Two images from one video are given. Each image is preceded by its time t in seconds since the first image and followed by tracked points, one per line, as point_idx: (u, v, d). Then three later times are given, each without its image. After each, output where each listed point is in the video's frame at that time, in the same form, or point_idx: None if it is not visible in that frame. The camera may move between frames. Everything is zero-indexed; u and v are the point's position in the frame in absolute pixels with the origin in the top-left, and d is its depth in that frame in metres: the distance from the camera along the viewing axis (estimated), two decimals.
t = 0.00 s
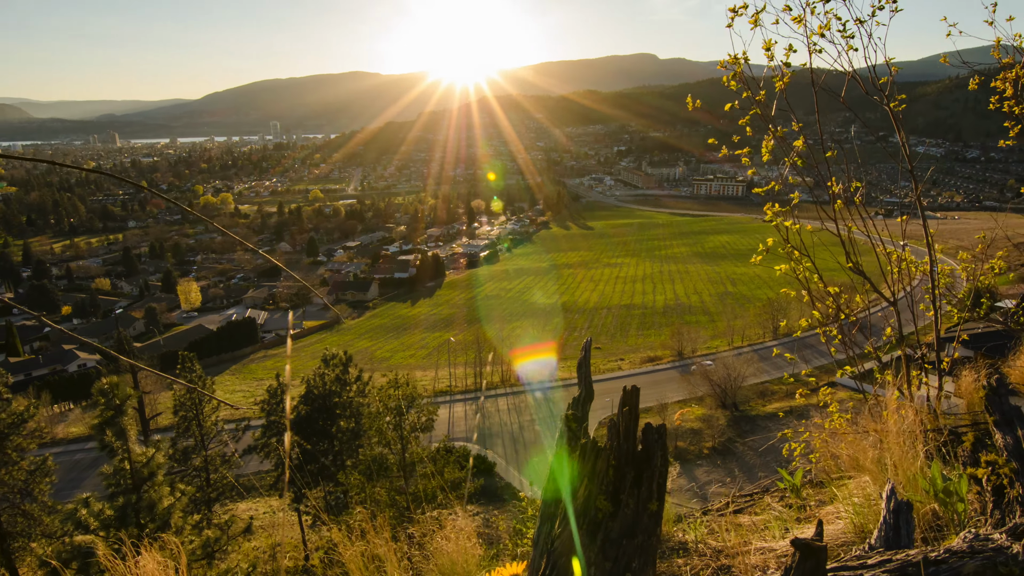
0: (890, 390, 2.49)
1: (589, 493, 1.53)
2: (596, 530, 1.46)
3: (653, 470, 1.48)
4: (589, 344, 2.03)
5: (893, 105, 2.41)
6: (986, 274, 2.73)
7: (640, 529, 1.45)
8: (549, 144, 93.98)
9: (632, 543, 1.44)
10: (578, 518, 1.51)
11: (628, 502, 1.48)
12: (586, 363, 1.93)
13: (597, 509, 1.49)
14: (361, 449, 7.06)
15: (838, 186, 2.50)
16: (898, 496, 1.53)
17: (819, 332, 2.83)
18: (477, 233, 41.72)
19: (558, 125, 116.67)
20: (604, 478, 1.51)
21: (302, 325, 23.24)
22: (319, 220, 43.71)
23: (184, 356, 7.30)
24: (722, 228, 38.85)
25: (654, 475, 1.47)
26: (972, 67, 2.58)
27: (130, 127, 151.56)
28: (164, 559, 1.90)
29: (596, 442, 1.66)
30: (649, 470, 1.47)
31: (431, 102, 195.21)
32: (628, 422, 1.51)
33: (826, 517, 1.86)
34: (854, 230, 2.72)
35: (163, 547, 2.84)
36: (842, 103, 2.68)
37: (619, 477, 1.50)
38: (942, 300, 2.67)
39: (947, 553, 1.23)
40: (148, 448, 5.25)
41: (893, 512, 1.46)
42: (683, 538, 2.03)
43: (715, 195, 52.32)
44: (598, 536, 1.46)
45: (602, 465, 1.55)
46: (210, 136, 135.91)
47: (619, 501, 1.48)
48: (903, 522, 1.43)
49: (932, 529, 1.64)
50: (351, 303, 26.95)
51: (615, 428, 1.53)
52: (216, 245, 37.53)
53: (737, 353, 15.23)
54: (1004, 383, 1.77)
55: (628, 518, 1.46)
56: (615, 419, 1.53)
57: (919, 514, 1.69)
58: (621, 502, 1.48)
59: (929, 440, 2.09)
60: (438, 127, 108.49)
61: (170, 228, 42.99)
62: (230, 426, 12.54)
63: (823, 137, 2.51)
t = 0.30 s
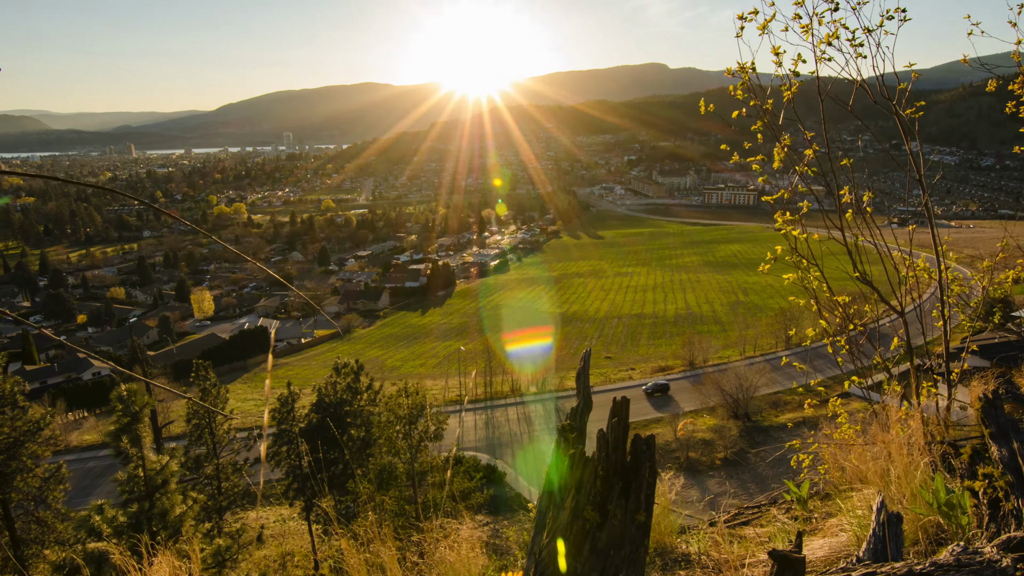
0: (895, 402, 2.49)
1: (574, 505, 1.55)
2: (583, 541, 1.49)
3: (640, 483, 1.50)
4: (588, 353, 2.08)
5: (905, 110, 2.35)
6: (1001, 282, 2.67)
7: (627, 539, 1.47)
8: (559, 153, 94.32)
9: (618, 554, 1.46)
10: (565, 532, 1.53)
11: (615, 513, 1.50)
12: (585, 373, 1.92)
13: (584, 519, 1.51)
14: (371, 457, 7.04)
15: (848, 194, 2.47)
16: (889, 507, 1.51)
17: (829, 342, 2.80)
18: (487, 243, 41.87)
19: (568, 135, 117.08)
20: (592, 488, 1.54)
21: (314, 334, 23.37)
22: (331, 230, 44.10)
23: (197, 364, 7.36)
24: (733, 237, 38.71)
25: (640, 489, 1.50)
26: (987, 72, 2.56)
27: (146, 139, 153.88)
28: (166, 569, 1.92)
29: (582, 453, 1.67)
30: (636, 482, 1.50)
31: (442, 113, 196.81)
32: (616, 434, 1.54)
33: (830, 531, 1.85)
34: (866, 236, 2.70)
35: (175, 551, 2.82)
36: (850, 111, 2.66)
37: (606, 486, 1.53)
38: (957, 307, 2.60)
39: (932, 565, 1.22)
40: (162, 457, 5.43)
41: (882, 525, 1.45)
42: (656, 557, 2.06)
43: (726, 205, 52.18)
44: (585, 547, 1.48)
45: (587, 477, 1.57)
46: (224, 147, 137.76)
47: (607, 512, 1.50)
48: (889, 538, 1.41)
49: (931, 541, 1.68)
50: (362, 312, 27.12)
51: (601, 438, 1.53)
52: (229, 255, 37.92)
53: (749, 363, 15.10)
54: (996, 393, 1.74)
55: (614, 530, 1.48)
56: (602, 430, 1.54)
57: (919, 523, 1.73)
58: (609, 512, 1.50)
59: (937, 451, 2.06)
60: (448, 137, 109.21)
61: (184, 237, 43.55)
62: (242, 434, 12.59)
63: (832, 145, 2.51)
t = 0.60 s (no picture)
0: (901, 412, 2.47)
1: (563, 512, 1.76)
2: (572, 551, 1.69)
3: (627, 493, 1.71)
4: (588, 363, 2.21)
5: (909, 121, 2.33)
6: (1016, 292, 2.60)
7: (614, 549, 1.67)
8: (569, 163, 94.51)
9: (604, 562, 1.66)
10: (555, 536, 1.73)
11: (603, 523, 1.69)
12: (583, 385, 2.15)
13: (571, 528, 1.71)
14: (381, 467, 7.00)
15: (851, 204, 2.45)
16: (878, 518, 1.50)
17: (836, 354, 2.78)
18: (498, 252, 41.97)
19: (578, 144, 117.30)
20: (582, 499, 1.73)
21: (325, 343, 23.51)
22: (342, 239, 44.41)
23: (209, 374, 7.40)
24: (745, 247, 38.49)
25: (627, 499, 1.70)
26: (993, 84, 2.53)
27: (164, 149, 156.25)
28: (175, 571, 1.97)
29: (572, 461, 1.90)
30: (624, 493, 1.70)
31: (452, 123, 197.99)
32: (606, 444, 1.74)
33: (833, 544, 1.82)
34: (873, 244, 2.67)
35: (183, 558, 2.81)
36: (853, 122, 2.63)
37: (593, 497, 1.72)
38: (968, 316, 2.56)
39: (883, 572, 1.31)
40: (172, 464, 5.67)
41: (871, 538, 1.44)
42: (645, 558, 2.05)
43: (737, 213, 51.90)
44: (572, 554, 1.68)
45: (580, 488, 1.75)
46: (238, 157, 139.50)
47: (594, 522, 1.70)
48: (876, 545, 1.42)
49: (932, 555, 1.69)
50: (372, 321, 27.26)
51: (593, 449, 1.73)
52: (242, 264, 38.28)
53: (761, 373, 14.94)
54: (991, 404, 1.65)
55: (602, 539, 1.68)
56: (594, 442, 1.74)
57: (920, 537, 1.74)
58: (595, 523, 1.69)
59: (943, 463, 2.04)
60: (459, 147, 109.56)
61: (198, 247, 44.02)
62: (253, 443, 12.63)
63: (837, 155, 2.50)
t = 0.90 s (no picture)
0: (918, 423, 2.42)
1: (552, 523, 1.90)
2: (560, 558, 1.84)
3: (616, 503, 1.86)
4: (587, 374, 2.30)
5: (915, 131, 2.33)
6: None
7: (601, 560, 1.82)
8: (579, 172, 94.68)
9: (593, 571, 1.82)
10: (545, 545, 1.88)
11: (592, 534, 1.85)
12: (582, 397, 2.23)
13: (560, 538, 1.86)
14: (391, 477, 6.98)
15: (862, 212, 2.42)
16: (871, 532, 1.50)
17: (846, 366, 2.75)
18: (508, 261, 42.04)
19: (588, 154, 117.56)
20: (571, 509, 1.88)
21: (336, 352, 23.62)
22: (354, 248, 44.70)
23: (222, 382, 7.43)
24: (755, 256, 38.28)
25: (615, 509, 1.86)
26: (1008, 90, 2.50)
27: (179, 160, 158.41)
28: None
29: (561, 475, 2.02)
30: (612, 501, 1.86)
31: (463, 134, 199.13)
32: (596, 456, 1.86)
33: (837, 557, 1.82)
34: (884, 252, 2.64)
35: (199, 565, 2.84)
36: (861, 131, 2.62)
37: (582, 510, 1.87)
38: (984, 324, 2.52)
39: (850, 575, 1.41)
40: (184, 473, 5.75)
41: (860, 552, 1.43)
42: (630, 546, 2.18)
43: (748, 223, 51.65)
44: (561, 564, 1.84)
45: (569, 498, 1.89)
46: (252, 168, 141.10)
47: (584, 533, 1.85)
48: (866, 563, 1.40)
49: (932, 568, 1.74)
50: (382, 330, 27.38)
51: (584, 462, 1.85)
52: (255, 273, 38.59)
53: (775, 384, 14.79)
54: (985, 418, 1.64)
55: (590, 550, 1.83)
56: (584, 453, 1.86)
57: (922, 551, 1.78)
58: (585, 533, 1.85)
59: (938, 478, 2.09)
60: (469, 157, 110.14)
61: (211, 256, 44.48)
62: (265, 451, 12.67)
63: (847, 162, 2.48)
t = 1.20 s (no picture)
0: (931, 436, 2.37)
1: (541, 533, 1.93)
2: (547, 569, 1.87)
3: (605, 514, 1.90)
4: (587, 385, 2.34)
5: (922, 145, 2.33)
6: None
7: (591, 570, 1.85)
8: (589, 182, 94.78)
9: None
10: (535, 557, 1.90)
11: (580, 545, 1.88)
12: (580, 409, 2.26)
13: (549, 550, 1.89)
14: (401, 487, 6.97)
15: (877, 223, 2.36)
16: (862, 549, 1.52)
17: (852, 380, 2.73)
18: (519, 272, 42.13)
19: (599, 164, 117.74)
20: (560, 521, 1.91)
21: (347, 362, 23.73)
22: (366, 258, 45.00)
23: (233, 391, 7.47)
24: (767, 267, 38.06)
25: (604, 523, 1.89)
26: (1015, 103, 2.49)
27: (194, 172, 160.57)
28: None
29: (551, 487, 2.05)
30: (600, 513, 1.90)
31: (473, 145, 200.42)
32: (588, 467, 1.92)
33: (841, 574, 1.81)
34: (893, 263, 2.62)
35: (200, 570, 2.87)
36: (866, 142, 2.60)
37: (571, 520, 1.91)
38: (994, 336, 2.48)
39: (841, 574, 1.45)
40: (195, 481, 5.83)
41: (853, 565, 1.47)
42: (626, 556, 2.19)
43: (761, 233, 51.37)
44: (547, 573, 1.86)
45: (558, 510, 1.93)
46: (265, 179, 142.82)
47: (572, 543, 1.88)
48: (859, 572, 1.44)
49: None
50: (394, 340, 27.52)
51: (575, 473, 1.90)
52: (268, 282, 38.96)
53: (788, 396, 14.62)
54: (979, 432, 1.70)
55: (579, 563, 1.85)
56: (576, 464, 1.91)
57: (922, 565, 1.77)
58: (573, 544, 1.88)
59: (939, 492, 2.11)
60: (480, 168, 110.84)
61: (225, 266, 44.96)
62: (276, 460, 12.70)
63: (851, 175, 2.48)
